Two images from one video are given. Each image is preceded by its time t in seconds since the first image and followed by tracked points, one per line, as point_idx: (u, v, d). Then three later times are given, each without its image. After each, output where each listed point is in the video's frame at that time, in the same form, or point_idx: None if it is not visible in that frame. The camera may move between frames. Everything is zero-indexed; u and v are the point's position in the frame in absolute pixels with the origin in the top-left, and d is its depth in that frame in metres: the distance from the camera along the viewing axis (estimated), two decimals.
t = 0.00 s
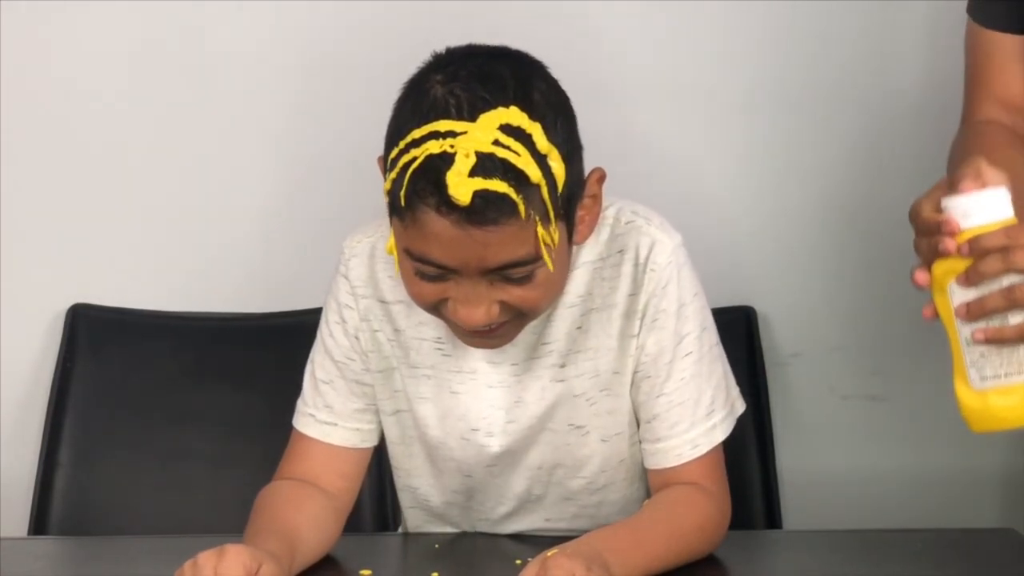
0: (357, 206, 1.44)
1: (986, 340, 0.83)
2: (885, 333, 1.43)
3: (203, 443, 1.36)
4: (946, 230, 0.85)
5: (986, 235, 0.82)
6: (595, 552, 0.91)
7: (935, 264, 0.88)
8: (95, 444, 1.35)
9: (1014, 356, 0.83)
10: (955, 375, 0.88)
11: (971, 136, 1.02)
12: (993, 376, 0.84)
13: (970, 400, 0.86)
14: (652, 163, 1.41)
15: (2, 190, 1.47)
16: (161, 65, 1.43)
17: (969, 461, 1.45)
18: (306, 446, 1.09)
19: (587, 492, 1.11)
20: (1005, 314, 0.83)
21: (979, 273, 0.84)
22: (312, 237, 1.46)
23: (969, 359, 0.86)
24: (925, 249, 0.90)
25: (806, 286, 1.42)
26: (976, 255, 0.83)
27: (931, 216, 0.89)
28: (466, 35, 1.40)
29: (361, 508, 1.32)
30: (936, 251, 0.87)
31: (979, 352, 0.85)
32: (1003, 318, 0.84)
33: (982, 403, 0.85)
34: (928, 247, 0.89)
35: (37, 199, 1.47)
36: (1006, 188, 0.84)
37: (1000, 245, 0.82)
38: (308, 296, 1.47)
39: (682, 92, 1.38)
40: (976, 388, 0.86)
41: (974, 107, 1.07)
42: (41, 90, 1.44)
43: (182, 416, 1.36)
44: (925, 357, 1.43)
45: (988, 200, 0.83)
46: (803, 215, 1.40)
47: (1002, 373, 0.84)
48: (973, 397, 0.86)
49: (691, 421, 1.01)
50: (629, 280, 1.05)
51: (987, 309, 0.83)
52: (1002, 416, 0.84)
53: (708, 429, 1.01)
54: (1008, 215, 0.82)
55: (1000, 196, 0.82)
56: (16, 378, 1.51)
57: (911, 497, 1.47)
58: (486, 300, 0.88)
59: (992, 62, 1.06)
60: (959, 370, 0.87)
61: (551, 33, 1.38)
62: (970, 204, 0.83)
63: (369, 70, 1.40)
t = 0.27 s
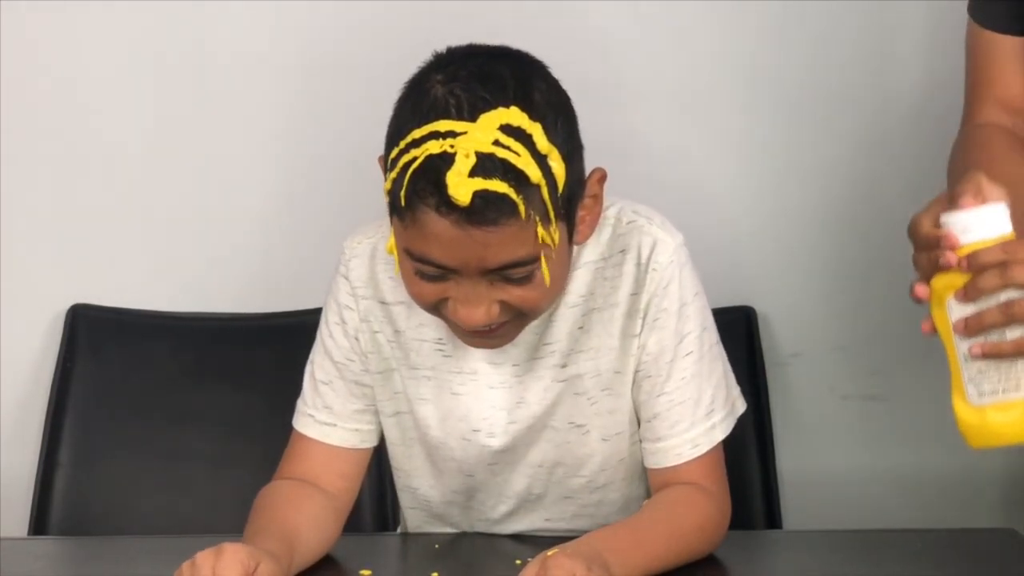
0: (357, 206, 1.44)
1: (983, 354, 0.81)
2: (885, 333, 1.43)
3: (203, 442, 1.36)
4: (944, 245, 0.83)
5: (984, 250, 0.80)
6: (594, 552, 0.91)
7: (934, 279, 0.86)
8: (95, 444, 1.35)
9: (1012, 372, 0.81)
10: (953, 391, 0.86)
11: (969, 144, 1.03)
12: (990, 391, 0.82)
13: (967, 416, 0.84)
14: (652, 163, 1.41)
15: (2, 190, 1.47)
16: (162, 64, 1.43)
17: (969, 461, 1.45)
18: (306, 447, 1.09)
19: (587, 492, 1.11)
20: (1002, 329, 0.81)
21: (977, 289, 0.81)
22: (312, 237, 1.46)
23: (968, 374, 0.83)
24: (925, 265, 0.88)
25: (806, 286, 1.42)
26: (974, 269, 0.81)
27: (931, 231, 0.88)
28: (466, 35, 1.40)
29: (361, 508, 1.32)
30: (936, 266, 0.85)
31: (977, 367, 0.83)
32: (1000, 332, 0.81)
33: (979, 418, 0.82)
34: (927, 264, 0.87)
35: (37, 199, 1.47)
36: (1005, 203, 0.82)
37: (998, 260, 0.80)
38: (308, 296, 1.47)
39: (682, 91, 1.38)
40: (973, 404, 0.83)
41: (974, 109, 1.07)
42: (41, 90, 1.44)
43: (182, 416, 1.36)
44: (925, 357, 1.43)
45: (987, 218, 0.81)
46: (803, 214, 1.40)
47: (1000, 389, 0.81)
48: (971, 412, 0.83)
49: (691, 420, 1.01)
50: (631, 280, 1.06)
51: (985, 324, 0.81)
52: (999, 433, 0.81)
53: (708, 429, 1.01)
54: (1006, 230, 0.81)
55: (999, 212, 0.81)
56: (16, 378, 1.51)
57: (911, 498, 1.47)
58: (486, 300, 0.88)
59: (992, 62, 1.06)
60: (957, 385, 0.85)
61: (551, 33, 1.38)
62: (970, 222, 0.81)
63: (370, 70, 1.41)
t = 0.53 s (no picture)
0: (357, 206, 1.44)
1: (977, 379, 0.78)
2: (885, 332, 1.43)
3: (203, 442, 1.36)
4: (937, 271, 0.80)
5: (978, 276, 0.77)
6: (594, 552, 0.91)
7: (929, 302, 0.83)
8: (95, 444, 1.35)
9: (1007, 397, 0.77)
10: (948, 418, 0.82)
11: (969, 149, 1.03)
12: (984, 418, 0.78)
13: (962, 443, 0.80)
14: (652, 163, 1.41)
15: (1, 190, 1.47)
16: (162, 64, 1.43)
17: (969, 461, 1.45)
18: (306, 447, 1.09)
19: (588, 491, 1.11)
20: (995, 353, 0.78)
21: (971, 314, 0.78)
22: (312, 237, 1.46)
23: (962, 400, 0.80)
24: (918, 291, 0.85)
25: (806, 286, 1.42)
26: (967, 295, 0.78)
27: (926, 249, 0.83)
28: (466, 34, 1.40)
29: (361, 508, 1.32)
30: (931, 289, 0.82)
31: (971, 393, 0.79)
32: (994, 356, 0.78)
33: (973, 444, 0.78)
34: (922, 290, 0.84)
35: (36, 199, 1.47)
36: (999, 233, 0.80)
37: (991, 285, 0.77)
38: (308, 296, 1.47)
39: (683, 91, 1.38)
40: (967, 430, 0.79)
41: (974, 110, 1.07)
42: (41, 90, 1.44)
43: (182, 416, 1.36)
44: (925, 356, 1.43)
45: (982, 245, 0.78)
46: (803, 214, 1.40)
47: (994, 416, 0.78)
48: (964, 438, 0.79)
49: (693, 418, 1.01)
50: (636, 279, 1.06)
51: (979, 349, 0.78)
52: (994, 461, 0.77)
53: (710, 428, 1.01)
54: (1000, 256, 0.78)
55: (993, 237, 0.78)
56: (16, 378, 1.51)
57: (911, 498, 1.46)
58: (487, 300, 0.88)
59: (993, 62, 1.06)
60: (951, 411, 0.81)
61: (551, 33, 1.38)
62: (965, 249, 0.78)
63: (370, 70, 1.41)
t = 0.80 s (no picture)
0: (357, 206, 1.44)
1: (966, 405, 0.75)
2: (885, 332, 1.43)
3: (203, 442, 1.36)
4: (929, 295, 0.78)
5: (970, 302, 0.75)
6: (594, 552, 0.91)
7: (921, 326, 0.80)
8: (95, 444, 1.35)
9: (996, 423, 0.75)
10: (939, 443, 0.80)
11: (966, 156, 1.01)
12: (973, 444, 0.76)
13: (951, 469, 0.77)
14: (652, 163, 1.41)
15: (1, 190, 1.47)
16: (162, 64, 1.43)
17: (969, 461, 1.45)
18: (306, 448, 1.09)
19: (589, 491, 1.11)
20: (987, 380, 0.75)
21: (962, 341, 0.76)
22: (312, 236, 1.46)
23: (952, 426, 0.78)
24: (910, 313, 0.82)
25: (806, 286, 1.42)
26: (959, 321, 0.76)
27: (919, 271, 0.81)
28: (466, 34, 1.40)
29: (361, 509, 1.32)
30: (924, 314, 0.79)
31: (961, 419, 0.77)
32: (986, 383, 0.75)
33: (962, 471, 0.76)
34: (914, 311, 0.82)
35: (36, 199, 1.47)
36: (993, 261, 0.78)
37: (982, 311, 0.74)
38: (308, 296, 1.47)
39: (683, 91, 1.38)
40: (957, 456, 0.77)
41: (974, 115, 1.04)
42: (41, 89, 1.44)
43: (182, 416, 1.36)
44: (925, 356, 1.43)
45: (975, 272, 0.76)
46: (803, 214, 1.40)
47: (983, 442, 0.75)
48: (953, 465, 0.77)
49: (695, 418, 1.01)
50: (640, 279, 1.06)
51: (969, 374, 0.75)
52: (984, 489, 0.75)
53: (711, 427, 1.02)
54: (994, 284, 0.76)
55: (985, 264, 0.76)
56: (16, 378, 1.51)
57: (911, 498, 1.46)
58: (490, 302, 0.88)
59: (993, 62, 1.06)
60: (942, 436, 0.79)
61: (551, 33, 1.38)
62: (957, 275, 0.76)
63: (370, 70, 1.41)
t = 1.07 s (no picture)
0: (357, 204, 1.45)
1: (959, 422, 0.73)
2: (884, 332, 1.43)
3: (203, 442, 1.36)
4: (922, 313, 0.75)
5: (962, 321, 0.73)
6: (594, 552, 0.91)
7: (913, 343, 0.78)
8: (95, 444, 1.35)
9: (989, 441, 0.72)
10: (930, 459, 0.77)
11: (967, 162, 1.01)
12: (965, 462, 0.74)
13: (942, 488, 0.75)
14: (652, 163, 1.41)
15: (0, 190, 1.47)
16: (161, 63, 1.43)
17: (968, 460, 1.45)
18: (307, 448, 1.09)
19: (590, 491, 1.11)
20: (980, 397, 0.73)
21: (954, 360, 0.74)
22: (312, 236, 1.46)
23: (943, 443, 0.75)
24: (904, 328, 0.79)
25: (807, 286, 1.43)
26: (952, 341, 0.74)
27: (915, 288, 0.79)
28: (465, 33, 1.40)
29: (361, 509, 1.32)
30: (918, 330, 0.77)
31: (953, 437, 0.74)
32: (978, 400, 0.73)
33: (952, 489, 0.74)
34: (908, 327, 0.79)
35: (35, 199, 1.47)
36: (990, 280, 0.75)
37: (975, 331, 0.72)
38: (308, 295, 1.47)
39: (682, 91, 1.38)
40: (948, 474, 0.75)
41: (974, 115, 1.04)
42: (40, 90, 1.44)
43: (182, 416, 1.36)
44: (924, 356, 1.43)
45: (967, 288, 0.73)
46: (803, 214, 1.40)
47: (976, 460, 0.73)
48: (944, 483, 0.75)
49: (695, 417, 1.01)
50: (642, 278, 1.06)
51: (962, 395, 0.73)
52: (977, 509, 0.73)
53: (712, 426, 1.02)
54: (989, 304, 0.73)
55: (981, 283, 0.73)
56: (16, 378, 1.51)
57: (911, 497, 1.46)
58: (495, 304, 0.88)
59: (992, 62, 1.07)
60: (933, 454, 0.77)
61: (551, 33, 1.38)
62: (949, 293, 0.73)
63: (370, 69, 1.41)
